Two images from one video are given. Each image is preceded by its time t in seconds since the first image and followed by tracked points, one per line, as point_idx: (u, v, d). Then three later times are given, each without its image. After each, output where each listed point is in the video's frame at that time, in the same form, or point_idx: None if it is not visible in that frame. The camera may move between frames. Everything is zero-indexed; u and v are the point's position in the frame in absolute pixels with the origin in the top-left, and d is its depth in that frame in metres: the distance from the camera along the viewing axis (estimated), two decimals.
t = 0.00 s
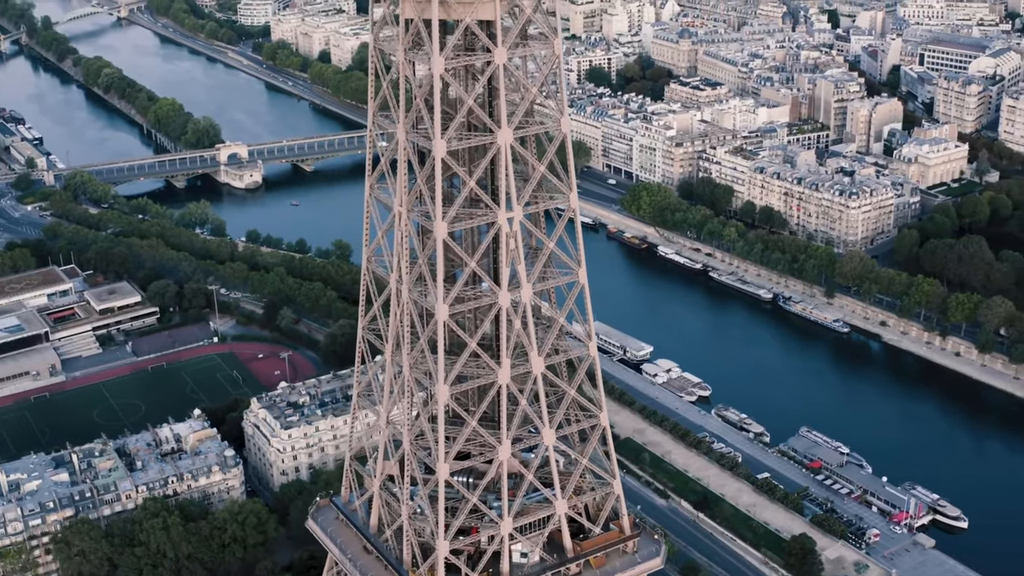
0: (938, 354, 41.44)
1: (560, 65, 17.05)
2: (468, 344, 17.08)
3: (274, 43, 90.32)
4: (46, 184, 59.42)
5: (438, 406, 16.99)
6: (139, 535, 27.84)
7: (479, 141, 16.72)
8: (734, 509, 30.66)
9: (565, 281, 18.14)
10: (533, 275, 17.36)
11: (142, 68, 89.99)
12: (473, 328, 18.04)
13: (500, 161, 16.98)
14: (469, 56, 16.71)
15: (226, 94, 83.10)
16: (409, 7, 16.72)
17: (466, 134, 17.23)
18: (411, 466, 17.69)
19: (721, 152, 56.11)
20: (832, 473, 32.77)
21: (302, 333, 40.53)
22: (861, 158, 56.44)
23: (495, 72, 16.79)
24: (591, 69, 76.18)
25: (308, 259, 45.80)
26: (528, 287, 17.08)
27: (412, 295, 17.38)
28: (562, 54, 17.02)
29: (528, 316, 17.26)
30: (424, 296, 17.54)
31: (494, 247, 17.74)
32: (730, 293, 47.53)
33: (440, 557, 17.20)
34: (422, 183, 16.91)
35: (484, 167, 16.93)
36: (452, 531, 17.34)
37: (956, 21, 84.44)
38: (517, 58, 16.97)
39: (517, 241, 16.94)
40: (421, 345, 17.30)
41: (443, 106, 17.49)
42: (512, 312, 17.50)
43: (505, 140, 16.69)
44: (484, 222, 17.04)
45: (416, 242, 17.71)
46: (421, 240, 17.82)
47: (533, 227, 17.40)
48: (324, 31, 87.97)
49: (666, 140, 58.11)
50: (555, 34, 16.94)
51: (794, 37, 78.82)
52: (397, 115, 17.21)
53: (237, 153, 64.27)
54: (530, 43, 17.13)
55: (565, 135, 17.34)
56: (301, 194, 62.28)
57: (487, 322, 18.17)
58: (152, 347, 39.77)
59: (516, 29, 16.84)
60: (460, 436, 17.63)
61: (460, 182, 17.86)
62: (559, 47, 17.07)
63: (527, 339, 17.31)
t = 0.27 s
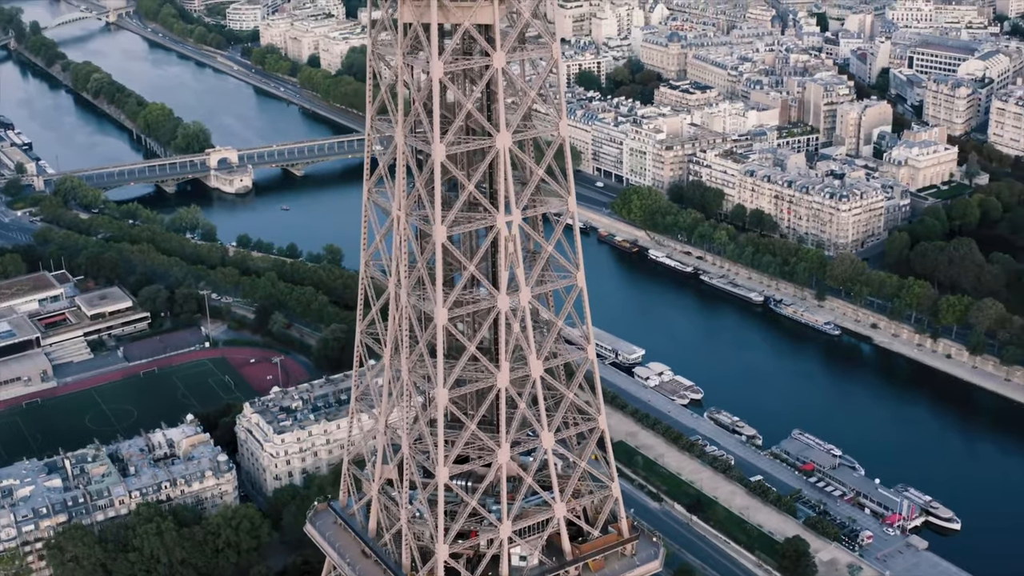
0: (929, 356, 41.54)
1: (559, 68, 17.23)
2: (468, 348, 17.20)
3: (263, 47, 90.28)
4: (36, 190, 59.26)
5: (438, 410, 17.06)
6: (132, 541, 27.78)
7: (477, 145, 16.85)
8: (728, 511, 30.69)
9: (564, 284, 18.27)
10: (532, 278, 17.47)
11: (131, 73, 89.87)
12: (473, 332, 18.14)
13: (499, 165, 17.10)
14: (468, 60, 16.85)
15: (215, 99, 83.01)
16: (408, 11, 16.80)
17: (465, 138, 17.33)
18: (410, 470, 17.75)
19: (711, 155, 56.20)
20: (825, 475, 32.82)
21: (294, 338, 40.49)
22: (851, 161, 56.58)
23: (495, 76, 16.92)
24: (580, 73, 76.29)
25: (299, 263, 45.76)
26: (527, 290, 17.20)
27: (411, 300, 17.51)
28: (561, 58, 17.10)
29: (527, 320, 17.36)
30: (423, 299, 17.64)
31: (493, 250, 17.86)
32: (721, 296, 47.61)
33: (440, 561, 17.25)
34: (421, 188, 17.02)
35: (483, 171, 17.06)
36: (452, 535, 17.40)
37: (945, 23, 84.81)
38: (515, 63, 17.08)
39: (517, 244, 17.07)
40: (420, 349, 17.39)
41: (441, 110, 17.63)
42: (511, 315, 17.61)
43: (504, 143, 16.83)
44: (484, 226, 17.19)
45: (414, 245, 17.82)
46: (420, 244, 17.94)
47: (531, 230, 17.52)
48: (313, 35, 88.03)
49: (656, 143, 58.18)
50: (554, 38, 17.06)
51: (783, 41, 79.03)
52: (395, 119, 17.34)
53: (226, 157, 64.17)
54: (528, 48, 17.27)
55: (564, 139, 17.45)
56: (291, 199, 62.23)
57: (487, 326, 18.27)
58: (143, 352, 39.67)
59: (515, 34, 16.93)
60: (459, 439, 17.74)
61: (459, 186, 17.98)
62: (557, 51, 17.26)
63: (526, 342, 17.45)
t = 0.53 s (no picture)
0: (920, 358, 41.65)
1: (557, 71, 17.44)
2: (466, 351, 17.31)
3: (252, 52, 90.23)
4: (26, 195, 59.09)
5: (437, 413, 17.16)
6: (126, 546, 27.71)
7: (477, 149, 17.01)
8: (721, 514, 30.74)
9: (562, 288, 18.41)
10: (530, 281, 17.59)
11: (120, 78, 89.68)
12: (472, 335, 18.30)
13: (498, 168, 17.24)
14: (467, 65, 17.03)
15: (205, 104, 82.88)
16: (407, 16, 16.96)
17: (463, 142, 17.47)
18: (409, 474, 17.80)
19: (701, 159, 56.29)
20: (817, 478, 32.92)
21: (286, 343, 40.48)
22: (841, 164, 56.73)
23: (493, 80, 17.09)
24: (570, 77, 76.39)
25: (291, 267, 45.75)
26: (525, 294, 17.31)
27: (409, 304, 17.64)
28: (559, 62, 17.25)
29: (526, 323, 17.46)
30: (421, 304, 17.75)
31: (492, 255, 17.99)
32: (712, 299, 47.68)
33: (440, 564, 17.31)
34: (421, 192, 17.15)
35: (482, 175, 17.21)
36: (452, 538, 17.46)
37: (933, 26, 85.10)
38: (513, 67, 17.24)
39: (515, 248, 17.19)
40: (420, 353, 17.49)
41: (440, 115, 17.78)
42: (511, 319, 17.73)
43: (503, 148, 17.00)
44: (482, 230, 17.33)
45: (414, 250, 17.95)
46: (418, 248, 18.04)
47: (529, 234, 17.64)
48: (303, 40, 88.08)
49: (646, 147, 58.24)
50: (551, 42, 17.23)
51: (772, 44, 79.19)
52: (394, 124, 17.50)
53: (217, 162, 64.12)
54: (527, 51, 17.51)
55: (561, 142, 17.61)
56: (281, 203, 62.18)
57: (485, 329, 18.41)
58: (135, 357, 39.59)
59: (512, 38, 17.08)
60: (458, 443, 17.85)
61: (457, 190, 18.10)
62: (555, 54, 17.46)
63: (525, 345, 17.56)
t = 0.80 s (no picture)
0: (912, 360, 41.76)
1: (556, 75, 17.51)
2: (465, 355, 17.43)
3: (242, 56, 90.18)
4: (15, 201, 58.90)
5: (437, 417, 17.26)
6: (119, 552, 27.63)
7: (476, 153, 17.10)
8: (714, 517, 30.78)
9: (561, 291, 18.50)
10: (529, 285, 17.69)
11: (109, 83, 89.51)
12: (472, 339, 18.42)
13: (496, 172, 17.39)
14: (466, 69, 17.10)
15: (194, 108, 82.76)
16: (405, 20, 17.12)
17: (462, 145, 17.62)
18: (408, 478, 17.90)
19: (691, 162, 56.36)
20: (810, 480, 33.00)
21: (277, 347, 40.44)
22: (831, 167, 56.87)
23: (491, 84, 17.14)
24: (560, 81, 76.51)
25: (282, 272, 45.71)
26: (523, 297, 17.46)
27: (408, 308, 17.74)
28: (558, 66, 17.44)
29: (524, 327, 17.55)
30: (419, 308, 17.82)
31: (490, 258, 18.08)
32: (703, 302, 47.74)
33: (440, 568, 17.39)
34: (420, 196, 17.24)
35: (481, 179, 17.30)
36: (451, 542, 17.56)
37: (922, 29, 85.41)
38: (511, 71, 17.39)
39: (513, 251, 17.33)
40: (419, 356, 17.58)
41: (439, 120, 17.87)
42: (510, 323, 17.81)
43: (502, 151, 17.08)
44: (481, 233, 17.44)
45: (412, 253, 18.03)
46: (416, 252, 18.11)
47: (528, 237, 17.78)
48: (291, 44, 88.10)
49: (636, 150, 58.28)
50: (549, 46, 17.41)
51: (761, 47, 79.39)
52: (393, 128, 17.58)
53: (206, 167, 64.02)
54: (525, 55, 17.64)
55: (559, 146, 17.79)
56: (271, 208, 62.11)
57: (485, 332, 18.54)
58: (126, 362, 39.49)
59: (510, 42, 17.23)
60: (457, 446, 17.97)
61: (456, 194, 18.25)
62: (554, 58, 17.55)
63: (524, 349, 17.69)
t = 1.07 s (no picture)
0: (903, 362, 41.87)
1: (554, 80, 17.67)
2: (465, 359, 17.52)
3: (231, 61, 90.12)
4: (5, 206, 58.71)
5: (437, 421, 17.38)
6: (113, 558, 27.51)
7: (475, 157, 17.19)
8: (708, 520, 30.82)
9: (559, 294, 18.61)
10: (527, 289, 17.81)
11: (98, 88, 89.35)
12: (470, 342, 18.49)
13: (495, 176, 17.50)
14: (465, 72, 17.24)
15: (183, 113, 82.64)
16: (404, 24, 17.22)
17: (462, 149, 17.72)
18: (408, 482, 18.01)
19: (681, 165, 56.44)
20: (803, 482, 33.05)
21: (268, 352, 40.39)
22: (821, 170, 57.00)
23: (491, 88, 17.27)
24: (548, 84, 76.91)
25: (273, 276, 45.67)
26: (523, 300, 17.61)
27: (407, 312, 17.82)
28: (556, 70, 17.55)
29: (523, 331, 17.66)
30: (418, 311, 17.92)
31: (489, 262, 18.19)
32: (694, 306, 47.80)
33: (440, 572, 17.51)
34: (419, 200, 17.35)
35: (480, 182, 17.39)
36: (451, 546, 17.68)
37: (911, 32, 85.73)
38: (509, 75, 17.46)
39: (513, 254, 17.44)
40: (418, 360, 17.67)
41: (438, 124, 17.97)
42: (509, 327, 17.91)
43: (501, 155, 17.19)
44: (480, 237, 17.54)
45: (411, 256, 18.12)
46: (414, 256, 18.20)
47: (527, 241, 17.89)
48: (280, 48, 88.08)
49: (626, 154, 58.34)
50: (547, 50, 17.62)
51: (750, 51, 79.56)
52: (392, 132, 17.68)
53: (196, 172, 63.94)
54: (523, 59, 17.77)
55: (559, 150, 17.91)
56: (261, 213, 62.05)
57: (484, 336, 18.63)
58: (118, 367, 39.37)
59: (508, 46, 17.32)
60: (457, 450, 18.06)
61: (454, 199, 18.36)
62: (552, 63, 17.75)
63: (523, 353, 17.79)
